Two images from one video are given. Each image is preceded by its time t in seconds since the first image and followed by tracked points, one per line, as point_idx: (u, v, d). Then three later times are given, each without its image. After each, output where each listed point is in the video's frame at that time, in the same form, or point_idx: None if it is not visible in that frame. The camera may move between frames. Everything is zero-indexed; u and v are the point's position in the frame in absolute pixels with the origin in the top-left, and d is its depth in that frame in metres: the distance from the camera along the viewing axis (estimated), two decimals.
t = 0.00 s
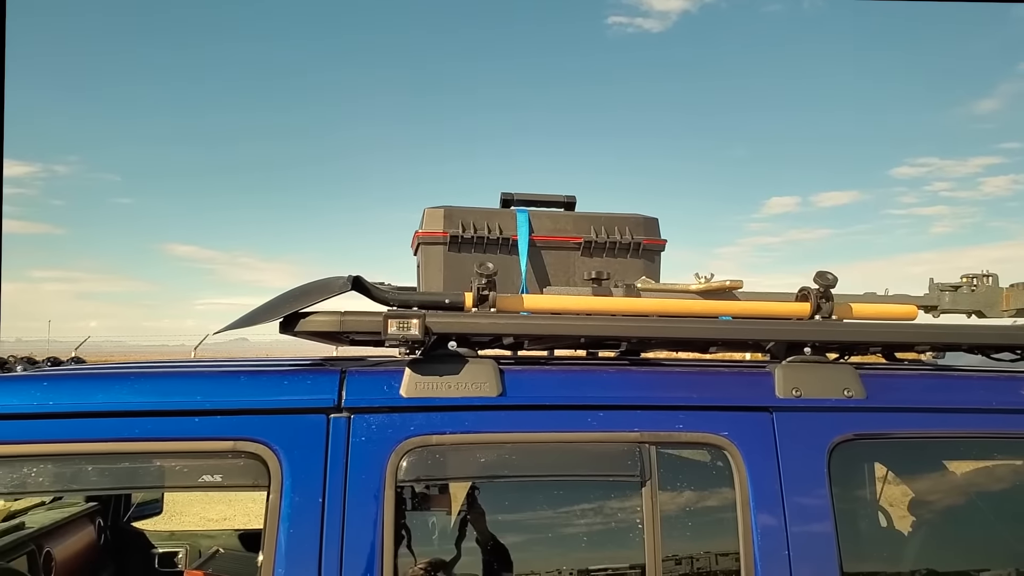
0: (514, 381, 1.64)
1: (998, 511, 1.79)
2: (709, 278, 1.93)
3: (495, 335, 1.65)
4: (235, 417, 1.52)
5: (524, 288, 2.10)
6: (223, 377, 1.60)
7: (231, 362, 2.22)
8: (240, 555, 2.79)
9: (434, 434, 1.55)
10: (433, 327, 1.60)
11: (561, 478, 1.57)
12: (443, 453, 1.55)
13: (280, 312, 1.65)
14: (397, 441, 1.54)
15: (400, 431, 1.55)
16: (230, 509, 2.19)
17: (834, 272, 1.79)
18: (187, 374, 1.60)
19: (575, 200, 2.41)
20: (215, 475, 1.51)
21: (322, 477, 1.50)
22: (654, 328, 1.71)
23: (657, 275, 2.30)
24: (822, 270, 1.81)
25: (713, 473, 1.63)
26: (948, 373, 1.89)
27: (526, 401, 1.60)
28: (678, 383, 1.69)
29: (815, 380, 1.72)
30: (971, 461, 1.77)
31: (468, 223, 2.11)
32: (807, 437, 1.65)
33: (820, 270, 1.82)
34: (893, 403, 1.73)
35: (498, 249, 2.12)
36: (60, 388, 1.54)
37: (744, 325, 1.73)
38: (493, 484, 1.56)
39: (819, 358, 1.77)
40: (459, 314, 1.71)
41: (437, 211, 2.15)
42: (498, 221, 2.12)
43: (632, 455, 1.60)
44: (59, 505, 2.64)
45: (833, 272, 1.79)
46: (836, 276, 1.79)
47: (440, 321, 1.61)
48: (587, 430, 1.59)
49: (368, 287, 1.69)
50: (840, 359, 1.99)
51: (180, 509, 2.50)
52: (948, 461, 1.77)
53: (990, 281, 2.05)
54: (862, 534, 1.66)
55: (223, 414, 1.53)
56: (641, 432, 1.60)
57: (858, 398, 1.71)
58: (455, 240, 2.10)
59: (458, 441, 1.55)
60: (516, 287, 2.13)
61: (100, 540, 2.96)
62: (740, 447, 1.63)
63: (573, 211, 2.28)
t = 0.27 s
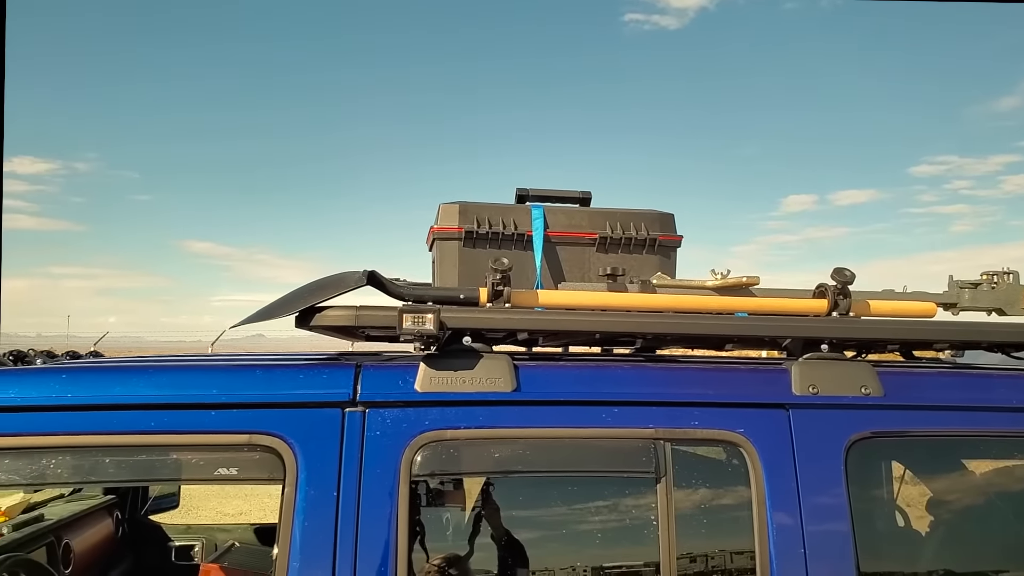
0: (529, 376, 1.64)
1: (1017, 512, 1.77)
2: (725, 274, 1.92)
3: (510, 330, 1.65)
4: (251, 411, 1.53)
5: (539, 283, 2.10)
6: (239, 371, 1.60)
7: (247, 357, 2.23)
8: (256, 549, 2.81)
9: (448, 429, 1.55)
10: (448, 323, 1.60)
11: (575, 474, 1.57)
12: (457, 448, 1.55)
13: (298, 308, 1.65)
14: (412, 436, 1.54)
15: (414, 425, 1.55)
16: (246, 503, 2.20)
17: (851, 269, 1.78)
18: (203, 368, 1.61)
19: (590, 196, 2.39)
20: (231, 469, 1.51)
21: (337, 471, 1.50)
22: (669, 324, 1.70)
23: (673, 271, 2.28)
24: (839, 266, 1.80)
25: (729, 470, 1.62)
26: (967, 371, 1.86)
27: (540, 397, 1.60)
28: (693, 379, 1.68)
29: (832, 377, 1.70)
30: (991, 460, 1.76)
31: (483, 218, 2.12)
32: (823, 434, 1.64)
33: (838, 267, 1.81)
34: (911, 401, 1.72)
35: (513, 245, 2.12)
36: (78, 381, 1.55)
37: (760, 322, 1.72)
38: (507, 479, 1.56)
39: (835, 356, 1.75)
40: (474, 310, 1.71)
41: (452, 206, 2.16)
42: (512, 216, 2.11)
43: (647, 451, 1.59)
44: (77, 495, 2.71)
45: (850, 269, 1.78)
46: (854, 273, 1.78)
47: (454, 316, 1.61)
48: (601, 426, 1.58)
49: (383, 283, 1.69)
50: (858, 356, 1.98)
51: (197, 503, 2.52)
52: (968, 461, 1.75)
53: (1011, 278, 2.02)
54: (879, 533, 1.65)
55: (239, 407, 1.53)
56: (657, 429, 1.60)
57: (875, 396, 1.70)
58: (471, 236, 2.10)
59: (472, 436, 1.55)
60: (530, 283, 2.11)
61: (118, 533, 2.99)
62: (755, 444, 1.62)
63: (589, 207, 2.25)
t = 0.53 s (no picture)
0: (552, 369, 1.63)
1: None
2: (750, 266, 1.90)
3: (532, 322, 1.65)
4: (276, 403, 1.54)
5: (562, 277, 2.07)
6: (264, 363, 1.62)
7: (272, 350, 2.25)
8: (282, 542, 2.83)
9: (471, 421, 1.55)
10: (470, 315, 1.60)
11: (599, 466, 1.56)
12: (480, 440, 1.55)
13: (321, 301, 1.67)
14: (435, 427, 1.55)
15: (437, 417, 1.55)
16: (270, 496, 2.21)
17: (878, 260, 1.75)
18: (229, 361, 1.63)
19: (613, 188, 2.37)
20: (256, 461, 1.53)
21: (361, 463, 1.51)
22: (693, 316, 1.69)
23: (697, 264, 2.26)
24: (866, 258, 1.77)
25: (753, 462, 1.60)
26: (998, 364, 1.83)
27: (563, 389, 1.59)
28: (718, 371, 1.66)
29: (859, 369, 1.68)
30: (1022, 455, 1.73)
31: (505, 211, 2.09)
32: (851, 427, 1.62)
33: (864, 258, 1.78)
34: (940, 394, 1.69)
35: (535, 238, 2.09)
36: (107, 373, 1.57)
37: (785, 314, 1.70)
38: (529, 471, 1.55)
39: (862, 347, 1.72)
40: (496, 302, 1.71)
41: (474, 200, 2.15)
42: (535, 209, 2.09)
43: (671, 444, 1.58)
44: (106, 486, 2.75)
45: (878, 260, 1.75)
46: (881, 264, 1.75)
47: (476, 309, 1.61)
48: (625, 419, 1.58)
49: (406, 275, 1.70)
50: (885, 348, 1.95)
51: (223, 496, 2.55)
52: (999, 455, 1.72)
53: None
54: (907, 529, 1.62)
55: (264, 399, 1.54)
56: (681, 422, 1.58)
57: (903, 388, 1.67)
58: (492, 229, 2.08)
59: (495, 428, 1.55)
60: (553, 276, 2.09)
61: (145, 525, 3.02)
62: (781, 437, 1.60)
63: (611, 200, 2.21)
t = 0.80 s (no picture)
0: (571, 360, 1.62)
1: None
2: (772, 258, 1.89)
3: (552, 314, 1.65)
4: (298, 395, 1.55)
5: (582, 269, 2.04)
6: (287, 355, 1.63)
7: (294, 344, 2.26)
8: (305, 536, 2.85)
9: (492, 412, 1.55)
10: (490, 307, 1.61)
11: (620, 459, 1.55)
12: (500, 431, 1.55)
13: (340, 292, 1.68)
14: (456, 419, 1.55)
15: (458, 408, 1.56)
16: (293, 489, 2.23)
17: (902, 251, 1.73)
18: (252, 353, 1.64)
19: (633, 182, 2.36)
20: (278, 451, 1.54)
21: (382, 456, 1.52)
22: (714, 308, 1.68)
23: (719, 257, 2.24)
24: (889, 248, 1.75)
25: (776, 455, 1.59)
26: None
27: (583, 380, 1.59)
28: (739, 363, 1.64)
29: (883, 360, 1.66)
30: None
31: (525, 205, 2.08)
32: (875, 419, 1.60)
33: (888, 249, 1.76)
34: (966, 386, 1.67)
35: (555, 231, 2.07)
36: (134, 365, 1.59)
37: (807, 305, 1.69)
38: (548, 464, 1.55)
39: (887, 339, 1.70)
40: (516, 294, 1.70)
41: (495, 194, 2.17)
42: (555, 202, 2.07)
43: (693, 436, 1.57)
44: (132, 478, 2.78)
45: (901, 251, 1.73)
46: (905, 255, 1.73)
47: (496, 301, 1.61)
48: (646, 411, 1.57)
49: (426, 268, 1.70)
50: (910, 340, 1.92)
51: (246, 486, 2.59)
52: None
53: None
54: (934, 526, 1.60)
55: (287, 390, 1.56)
56: (702, 414, 1.57)
57: (928, 379, 1.65)
58: (512, 223, 2.08)
59: (516, 420, 1.55)
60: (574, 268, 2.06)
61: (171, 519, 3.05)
62: (804, 429, 1.59)
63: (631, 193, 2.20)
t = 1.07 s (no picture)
0: (586, 351, 1.62)
1: None
2: (787, 249, 1.88)
3: (566, 306, 1.65)
4: (314, 385, 1.57)
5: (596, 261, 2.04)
6: (304, 347, 1.65)
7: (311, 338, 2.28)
8: (323, 532, 2.86)
9: (506, 403, 1.56)
10: (503, 298, 1.61)
11: (635, 450, 1.55)
12: (514, 422, 1.55)
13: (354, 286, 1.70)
14: (471, 410, 1.56)
15: (473, 399, 1.56)
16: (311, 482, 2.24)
17: (918, 241, 1.72)
18: (269, 345, 1.66)
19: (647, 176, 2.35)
20: (295, 441, 1.55)
21: (398, 448, 1.53)
22: (729, 299, 1.67)
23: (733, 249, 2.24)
24: (905, 239, 1.74)
25: (793, 446, 1.58)
26: None
27: (597, 371, 1.59)
28: (754, 353, 1.63)
29: (899, 350, 1.65)
30: None
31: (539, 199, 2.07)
32: (891, 409, 1.59)
33: (904, 239, 1.75)
34: (983, 376, 1.65)
35: (569, 225, 2.06)
36: (153, 357, 1.61)
37: (822, 296, 1.68)
38: (563, 455, 1.56)
39: (904, 330, 1.69)
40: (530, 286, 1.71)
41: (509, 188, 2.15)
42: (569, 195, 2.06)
43: (707, 427, 1.56)
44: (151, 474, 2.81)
45: (917, 241, 1.72)
46: (921, 245, 1.72)
47: (509, 292, 1.61)
48: (660, 402, 1.57)
49: (441, 260, 1.71)
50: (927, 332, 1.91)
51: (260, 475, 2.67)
52: None
53: None
54: (953, 521, 1.59)
55: (304, 381, 1.57)
56: (717, 404, 1.57)
57: (945, 369, 1.64)
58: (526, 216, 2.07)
59: (531, 410, 1.55)
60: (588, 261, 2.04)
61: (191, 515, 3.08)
62: (820, 419, 1.58)
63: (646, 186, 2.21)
